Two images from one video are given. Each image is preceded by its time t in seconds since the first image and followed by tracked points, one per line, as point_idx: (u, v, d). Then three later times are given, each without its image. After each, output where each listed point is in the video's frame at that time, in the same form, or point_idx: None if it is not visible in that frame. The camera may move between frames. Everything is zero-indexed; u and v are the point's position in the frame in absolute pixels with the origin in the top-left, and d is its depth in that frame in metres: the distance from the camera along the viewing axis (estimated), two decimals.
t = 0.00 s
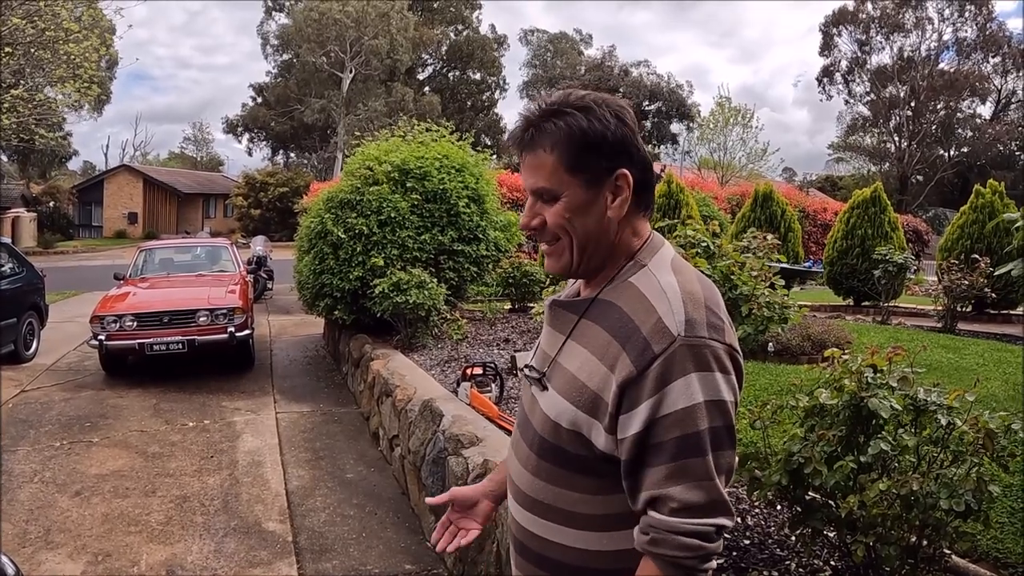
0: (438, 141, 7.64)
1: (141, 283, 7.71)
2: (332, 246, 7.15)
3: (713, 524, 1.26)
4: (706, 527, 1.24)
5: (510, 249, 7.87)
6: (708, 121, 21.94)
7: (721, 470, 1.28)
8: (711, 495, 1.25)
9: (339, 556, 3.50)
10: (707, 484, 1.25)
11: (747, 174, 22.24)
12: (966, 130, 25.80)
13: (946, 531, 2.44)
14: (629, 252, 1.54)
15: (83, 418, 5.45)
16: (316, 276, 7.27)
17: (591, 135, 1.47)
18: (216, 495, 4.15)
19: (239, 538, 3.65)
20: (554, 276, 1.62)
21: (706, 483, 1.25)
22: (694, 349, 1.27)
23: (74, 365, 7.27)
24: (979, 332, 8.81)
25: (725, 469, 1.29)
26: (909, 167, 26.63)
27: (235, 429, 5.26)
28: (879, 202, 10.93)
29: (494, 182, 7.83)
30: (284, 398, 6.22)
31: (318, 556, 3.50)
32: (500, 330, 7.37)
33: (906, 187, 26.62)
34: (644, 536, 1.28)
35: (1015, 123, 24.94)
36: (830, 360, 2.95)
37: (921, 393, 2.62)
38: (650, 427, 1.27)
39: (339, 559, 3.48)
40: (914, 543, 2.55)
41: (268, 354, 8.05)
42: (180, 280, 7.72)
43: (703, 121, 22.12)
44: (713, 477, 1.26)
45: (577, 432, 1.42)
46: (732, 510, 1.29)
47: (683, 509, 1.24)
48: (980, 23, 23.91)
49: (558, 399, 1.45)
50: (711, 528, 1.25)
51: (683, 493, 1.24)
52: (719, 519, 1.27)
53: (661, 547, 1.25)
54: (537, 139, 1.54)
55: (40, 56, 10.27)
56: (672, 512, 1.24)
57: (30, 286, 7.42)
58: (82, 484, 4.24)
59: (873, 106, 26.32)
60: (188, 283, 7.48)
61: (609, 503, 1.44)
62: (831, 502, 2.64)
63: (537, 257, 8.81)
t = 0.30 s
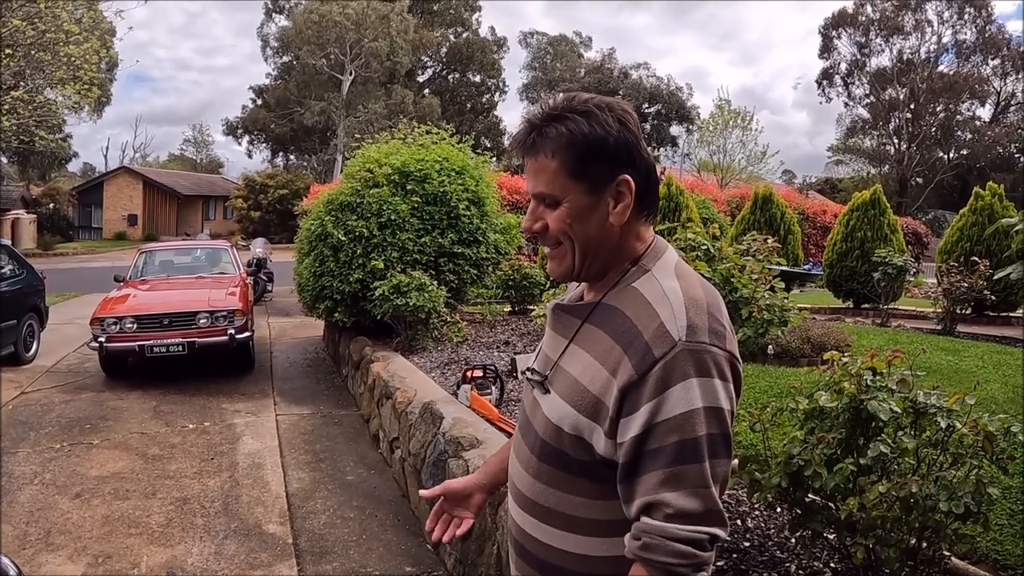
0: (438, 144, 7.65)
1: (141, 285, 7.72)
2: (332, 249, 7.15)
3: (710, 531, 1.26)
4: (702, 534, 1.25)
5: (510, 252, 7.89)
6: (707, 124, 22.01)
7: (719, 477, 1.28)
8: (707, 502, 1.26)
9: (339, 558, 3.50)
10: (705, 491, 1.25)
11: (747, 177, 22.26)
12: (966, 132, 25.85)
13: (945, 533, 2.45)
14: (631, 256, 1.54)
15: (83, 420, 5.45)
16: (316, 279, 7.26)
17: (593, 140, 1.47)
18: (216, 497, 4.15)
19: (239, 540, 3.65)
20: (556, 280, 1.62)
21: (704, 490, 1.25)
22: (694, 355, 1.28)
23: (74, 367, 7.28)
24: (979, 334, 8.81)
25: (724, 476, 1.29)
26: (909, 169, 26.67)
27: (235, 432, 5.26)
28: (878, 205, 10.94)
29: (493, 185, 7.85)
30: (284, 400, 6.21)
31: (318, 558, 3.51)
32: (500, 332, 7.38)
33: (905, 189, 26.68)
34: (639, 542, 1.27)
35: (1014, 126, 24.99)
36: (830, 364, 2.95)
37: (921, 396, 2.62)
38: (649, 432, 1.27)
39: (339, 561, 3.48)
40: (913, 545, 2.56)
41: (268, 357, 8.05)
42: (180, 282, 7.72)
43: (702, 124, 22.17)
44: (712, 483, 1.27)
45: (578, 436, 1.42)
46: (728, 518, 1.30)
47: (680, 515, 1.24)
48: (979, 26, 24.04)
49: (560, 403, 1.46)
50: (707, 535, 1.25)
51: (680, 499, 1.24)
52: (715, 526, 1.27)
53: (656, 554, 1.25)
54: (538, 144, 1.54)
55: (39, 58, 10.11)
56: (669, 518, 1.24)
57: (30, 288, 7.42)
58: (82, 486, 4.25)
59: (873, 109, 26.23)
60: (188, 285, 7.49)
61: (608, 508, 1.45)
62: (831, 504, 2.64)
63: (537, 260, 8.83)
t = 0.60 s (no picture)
0: (438, 146, 7.66)
1: (140, 286, 7.71)
2: (332, 251, 7.15)
3: (699, 533, 1.27)
4: (691, 535, 1.26)
5: (509, 254, 7.90)
6: (706, 125, 22.04)
7: (711, 478, 1.29)
8: (697, 503, 1.27)
9: (338, 560, 3.50)
10: (695, 493, 1.26)
11: (746, 179, 22.28)
12: (964, 134, 25.91)
13: (943, 534, 2.46)
14: (626, 256, 1.55)
15: (82, 422, 5.46)
16: (315, 281, 7.26)
17: (586, 141, 1.48)
18: (216, 498, 4.15)
19: (238, 542, 3.65)
20: (552, 283, 1.62)
21: (694, 491, 1.26)
22: (687, 357, 1.29)
23: (73, 368, 7.28)
24: (977, 336, 8.82)
25: (715, 478, 1.30)
26: (908, 171, 26.71)
27: (235, 433, 5.26)
28: (877, 207, 10.96)
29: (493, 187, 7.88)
30: (283, 402, 6.21)
31: (317, 559, 3.51)
32: (500, 334, 7.38)
33: (904, 191, 26.73)
34: (630, 538, 1.30)
35: (1013, 127, 25.04)
36: (829, 365, 2.95)
37: (919, 397, 2.62)
38: (643, 435, 1.28)
39: (339, 562, 3.48)
40: (911, 546, 2.56)
41: (267, 359, 8.05)
42: (179, 284, 7.73)
43: (702, 126, 22.22)
44: (702, 485, 1.28)
45: (572, 439, 1.43)
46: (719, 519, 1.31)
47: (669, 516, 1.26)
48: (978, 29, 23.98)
49: (554, 406, 1.46)
50: (697, 536, 1.27)
51: (671, 501, 1.26)
52: (706, 528, 1.28)
53: (646, 552, 1.28)
54: (532, 145, 1.55)
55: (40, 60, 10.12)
56: (658, 518, 1.26)
57: (30, 289, 7.42)
58: (82, 488, 4.25)
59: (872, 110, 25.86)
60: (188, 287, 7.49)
61: (602, 509, 1.45)
62: (829, 506, 2.64)
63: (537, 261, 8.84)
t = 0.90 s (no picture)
0: (438, 148, 7.66)
1: (139, 288, 7.71)
2: (332, 253, 7.16)
3: (690, 532, 1.27)
4: (682, 534, 1.26)
5: (508, 256, 7.91)
6: (705, 127, 22.07)
7: (702, 479, 1.29)
8: (688, 503, 1.26)
9: (338, 562, 3.50)
10: (685, 492, 1.26)
11: (744, 181, 22.31)
12: (963, 136, 25.93)
13: (942, 535, 2.46)
14: (621, 260, 1.56)
15: (82, 424, 5.45)
16: (314, 284, 7.27)
17: (579, 148, 1.48)
18: (216, 501, 4.15)
19: (238, 544, 3.65)
20: (548, 287, 1.63)
21: (685, 490, 1.26)
22: (680, 357, 1.28)
23: (72, 371, 7.28)
24: (976, 338, 8.83)
25: (707, 478, 1.29)
26: (906, 173, 26.73)
27: (234, 435, 5.26)
28: (876, 209, 10.97)
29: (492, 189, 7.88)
30: (283, 404, 6.21)
31: (317, 561, 3.50)
32: (498, 337, 7.39)
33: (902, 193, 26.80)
34: (620, 538, 1.30)
35: (1012, 129, 25.04)
36: (828, 367, 2.95)
37: (918, 399, 2.62)
38: (636, 433, 1.28)
39: (338, 564, 3.48)
40: (910, 547, 2.56)
41: (266, 361, 8.05)
42: (178, 286, 7.73)
43: (701, 128, 22.25)
44: (693, 485, 1.27)
45: (569, 439, 1.43)
46: (711, 519, 1.30)
47: (657, 515, 1.26)
48: (976, 31, 23.76)
49: (552, 406, 1.47)
50: (688, 536, 1.26)
51: (661, 500, 1.25)
52: (696, 527, 1.28)
53: (638, 551, 1.27)
54: (526, 152, 1.55)
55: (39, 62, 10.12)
56: (648, 517, 1.26)
57: (29, 291, 7.43)
58: (81, 490, 4.25)
59: (870, 113, 26.19)
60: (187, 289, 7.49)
61: (597, 509, 1.45)
62: (828, 507, 2.65)
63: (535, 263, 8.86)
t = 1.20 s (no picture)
0: (436, 151, 7.66)
1: (138, 291, 7.73)
2: (330, 255, 7.15)
3: (688, 532, 1.27)
4: (680, 533, 1.25)
5: (507, 258, 7.91)
6: (703, 129, 22.12)
7: (699, 480, 1.28)
8: (686, 504, 1.26)
9: (337, 564, 3.50)
10: (683, 492, 1.25)
11: (742, 182, 22.35)
12: (961, 138, 25.88)
13: (940, 537, 2.46)
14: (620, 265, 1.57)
15: (80, 426, 5.45)
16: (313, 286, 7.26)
17: (593, 150, 1.49)
18: (214, 503, 4.15)
19: (236, 546, 3.65)
20: (546, 289, 1.62)
21: (683, 491, 1.25)
22: (679, 360, 1.29)
23: (70, 373, 7.27)
24: (974, 339, 8.85)
25: (704, 480, 1.29)
26: (904, 175, 26.79)
27: (233, 437, 5.25)
28: (874, 211, 10.96)
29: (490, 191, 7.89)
30: (281, 406, 6.21)
31: (315, 564, 3.50)
32: (497, 339, 7.39)
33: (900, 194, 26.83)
34: (618, 537, 1.29)
35: (1011, 130, 25.09)
36: (826, 369, 2.95)
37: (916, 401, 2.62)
38: (634, 435, 1.28)
39: (337, 566, 3.48)
40: (908, 549, 2.56)
41: (265, 363, 8.05)
42: (177, 288, 7.73)
43: (700, 130, 22.29)
44: (690, 485, 1.27)
45: (567, 439, 1.43)
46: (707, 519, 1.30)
47: (655, 514, 1.25)
48: (974, 32, 23.91)
49: (551, 407, 1.47)
50: (685, 535, 1.26)
51: (659, 500, 1.25)
52: (693, 527, 1.27)
53: (636, 551, 1.26)
54: (537, 151, 1.55)
55: (37, 63, 10.12)
56: (647, 516, 1.25)
57: (28, 293, 7.43)
58: (80, 492, 4.25)
59: (868, 114, 26.34)
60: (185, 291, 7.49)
61: (597, 509, 1.46)
62: (826, 509, 2.65)
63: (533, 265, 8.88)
